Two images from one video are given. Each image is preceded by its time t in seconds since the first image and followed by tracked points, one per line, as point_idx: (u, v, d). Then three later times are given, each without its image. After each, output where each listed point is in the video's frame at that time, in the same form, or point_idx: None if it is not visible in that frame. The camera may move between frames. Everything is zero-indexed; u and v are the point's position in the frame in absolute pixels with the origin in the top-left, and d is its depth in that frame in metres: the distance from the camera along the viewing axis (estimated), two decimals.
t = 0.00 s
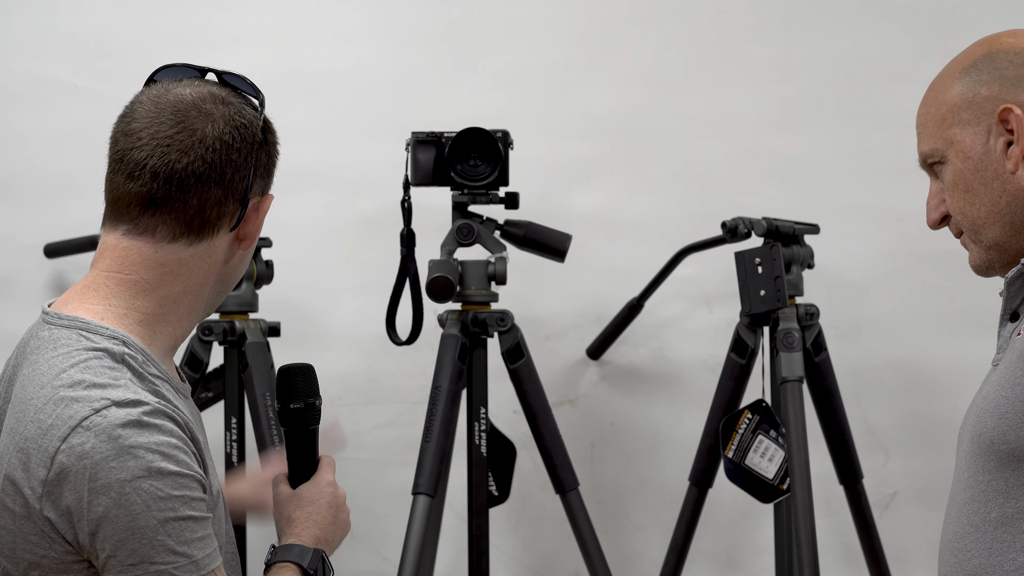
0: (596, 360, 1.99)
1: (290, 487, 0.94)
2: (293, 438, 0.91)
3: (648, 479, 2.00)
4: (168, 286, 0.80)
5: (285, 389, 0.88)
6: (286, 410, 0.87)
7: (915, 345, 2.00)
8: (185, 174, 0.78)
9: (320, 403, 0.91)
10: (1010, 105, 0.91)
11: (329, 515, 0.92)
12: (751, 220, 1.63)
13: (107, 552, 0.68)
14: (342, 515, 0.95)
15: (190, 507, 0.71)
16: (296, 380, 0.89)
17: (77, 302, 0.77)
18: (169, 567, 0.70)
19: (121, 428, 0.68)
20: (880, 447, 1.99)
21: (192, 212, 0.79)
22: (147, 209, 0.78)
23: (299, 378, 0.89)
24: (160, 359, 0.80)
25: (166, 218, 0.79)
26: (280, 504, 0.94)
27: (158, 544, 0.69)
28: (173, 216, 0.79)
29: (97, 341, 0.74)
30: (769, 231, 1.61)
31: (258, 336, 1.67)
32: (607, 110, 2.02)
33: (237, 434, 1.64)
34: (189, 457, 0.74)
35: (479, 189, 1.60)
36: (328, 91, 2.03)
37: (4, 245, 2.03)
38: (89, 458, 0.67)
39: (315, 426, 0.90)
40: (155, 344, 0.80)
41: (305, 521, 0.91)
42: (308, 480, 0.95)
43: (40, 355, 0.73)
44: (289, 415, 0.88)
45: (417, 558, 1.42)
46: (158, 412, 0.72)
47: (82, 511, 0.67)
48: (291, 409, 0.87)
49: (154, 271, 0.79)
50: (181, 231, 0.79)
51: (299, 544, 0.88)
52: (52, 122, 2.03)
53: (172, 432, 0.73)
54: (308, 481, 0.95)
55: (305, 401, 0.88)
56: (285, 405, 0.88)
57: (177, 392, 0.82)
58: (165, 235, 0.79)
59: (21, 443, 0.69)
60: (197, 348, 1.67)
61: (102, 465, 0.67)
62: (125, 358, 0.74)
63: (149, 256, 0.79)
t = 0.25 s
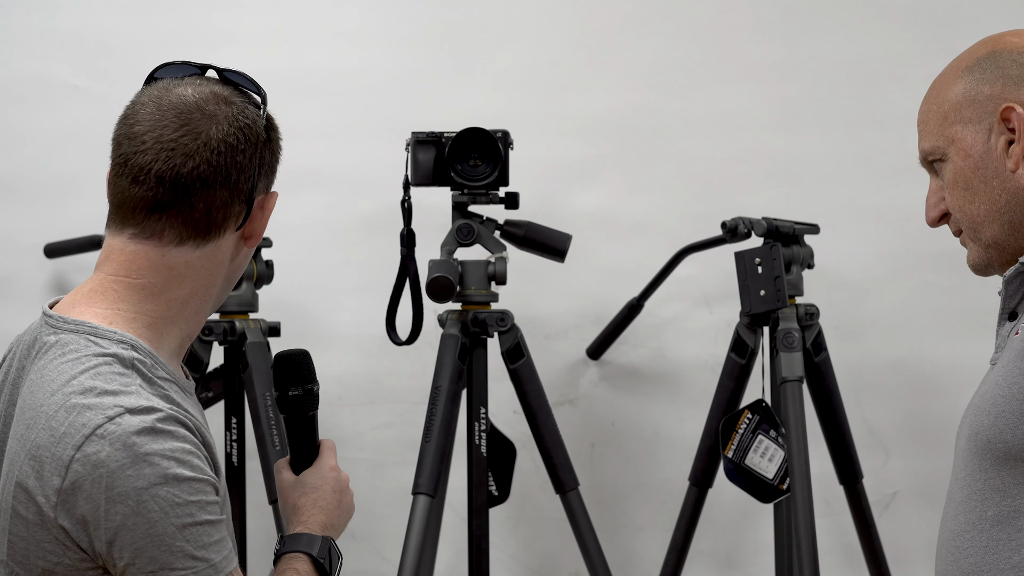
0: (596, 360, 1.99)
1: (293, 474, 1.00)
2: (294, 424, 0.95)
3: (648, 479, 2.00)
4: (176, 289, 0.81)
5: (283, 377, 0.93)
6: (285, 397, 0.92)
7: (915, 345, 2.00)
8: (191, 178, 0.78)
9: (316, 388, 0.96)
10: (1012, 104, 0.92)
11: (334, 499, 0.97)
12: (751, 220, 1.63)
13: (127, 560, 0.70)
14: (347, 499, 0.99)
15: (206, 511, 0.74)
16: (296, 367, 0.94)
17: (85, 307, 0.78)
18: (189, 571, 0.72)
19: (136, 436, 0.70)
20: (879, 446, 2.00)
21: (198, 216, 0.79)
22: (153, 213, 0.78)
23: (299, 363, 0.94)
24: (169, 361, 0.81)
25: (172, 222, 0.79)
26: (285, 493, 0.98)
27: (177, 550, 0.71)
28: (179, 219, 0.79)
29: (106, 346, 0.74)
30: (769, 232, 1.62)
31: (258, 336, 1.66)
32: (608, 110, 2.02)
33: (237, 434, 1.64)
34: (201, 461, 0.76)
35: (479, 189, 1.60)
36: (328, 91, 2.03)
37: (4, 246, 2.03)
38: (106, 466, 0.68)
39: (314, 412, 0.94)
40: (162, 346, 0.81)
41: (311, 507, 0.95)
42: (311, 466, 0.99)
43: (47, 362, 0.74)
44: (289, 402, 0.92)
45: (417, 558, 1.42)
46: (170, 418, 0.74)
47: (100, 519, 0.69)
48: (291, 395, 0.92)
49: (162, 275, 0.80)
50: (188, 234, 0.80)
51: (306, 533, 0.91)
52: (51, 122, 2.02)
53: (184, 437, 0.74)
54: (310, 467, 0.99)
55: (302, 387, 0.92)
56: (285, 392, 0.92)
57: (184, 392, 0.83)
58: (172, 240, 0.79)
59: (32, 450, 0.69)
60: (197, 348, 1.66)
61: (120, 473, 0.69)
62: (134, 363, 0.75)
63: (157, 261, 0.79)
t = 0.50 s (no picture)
0: (596, 360, 1.99)
1: (297, 471, 1.00)
2: (297, 421, 0.94)
3: (648, 479, 2.00)
4: (173, 291, 0.81)
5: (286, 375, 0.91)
6: (289, 395, 0.91)
7: (915, 345, 2.00)
8: (174, 178, 0.78)
9: (320, 386, 0.94)
10: (1012, 99, 0.93)
11: (338, 496, 0.97)
12: (751, 220, 1.63)
13: (140, 568, 0.70)
14: (351, 495, 0.99)
15: (217, 517, 0.75)
16: (297, 366, 0.92)
17: (85, 312, 0.78)
18: None
19: (147, 445, 0.70)
20: (879, 446, 2.00)
21: (184, 216, 0.80)
22: (141, 216, 0.79)
23: (301, 361, 0.93)
24: (172, 362, 0.82)
25: (160, 224, 0.79)
26: (289, 490, 0.98)
27: (190, 557, 0.72)
28: (166, 220, 0.79)
29: (113, 353, 0.75)
30: (769, 231, 1.62)
31: (258, 336, 1.67)
32: (607, 110, 2.02)
33: (237, 434, 1.64)
34: (211, 467, 0.77)
35: (479, 189, 1.60)
36: (328, 91, 2.03)
37: (4, 246, 2.04)
38: (118, 475, 0.69)
39: (318, 409, 0.93)
40: (165, 346, 0.82)
41: (316, 505, 0.95)
42: (315, 463, 0.99)
43: (54, 370, 0.73)
44: (292, 400, 0.91)
45: (417, 558, 1.42)
46: (179, 425, 0.74)
47: (113, 528, 0.69)
48: (294, 393, 0.91)
49: (158, 277, 0.80)
50: (178, 235, 0.80)
51: (313, 532, 0.92)
52: (51, 123, 2.03)
53: (194, 443, 0.75)
54: (314, 464, 0.99)
55: (306, 385, 0.91)
56: (288, 390, 0.91)
57: (190, 395, 0.84)
58: (163, 241, 0.80)
59: (42, 459, 0.70)
60: (197, 348, 1.67)
61: (132, 482, 0.69)
62: (141, 370, 0.75)
63: (150, 263, 0.80)
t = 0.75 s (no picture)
0: (596, 360, 1.99)
1: (299, 472, 1.00)
2: (300, 422, 0.95)
3: (648, 479, 2.00)
4: (176, 292, 0.81)
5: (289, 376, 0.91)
6: (292, 395, 0.91)
7: (915, 344, 2.00)
8: (178, 178, 0.78)
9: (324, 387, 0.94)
10: (1016, 97, 0.94)
11: (340, 497, 0.97)
12: (751, 220, 1.63)
13: (139, 570, 0.71)
14: (353, 496, 0.99)
15: (217, 520, 0.75)
16: (300, 366, 0.93)
17: (86, 313, 0.78)
18: None
19: (147, 448, 0.70)
20: (879, 446, 2.00)
21: (188, 217, 0.80)
22: (145, 217, 0.79)
23: (305, 361, 0.93)
24: (173, 363, 0.82)
25: (166, 225, 0.79)
26: (291, 490, 0.98)
27: (189, 560, 0.72)
28: (169, 222, 0.79)
29: (113, 355, 0.75)
30: (769, 231, 1.62)
31: (258, 336, 1.67)
32: (607, 110, 2.02)
33: (237, 434, 1.64)
34: (211, 470, 0.77)
35: (479, 189, 1.60)
36: (328, 91, 2.03)
37: (3, 246, 2.04)
38: (118, 478, 0.69)
39: (320, 410, 0.94)
40: (168, 348, 0.82)
41: (318, 507, 0.95)
42: (317, 464, 0.99)
43: (54, 371, 0.73)
44: (295, 401, 0.91)
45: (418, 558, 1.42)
46: (180, 428, 0.74)
47: (112, 531, 0.69)
48: (297, 394, 0.91)
49: (160, 279, 0.80)
50: (182, 236, 0.80)
51: (314, 534, 0.92)
52: (51, 123, 2.03)
53: (195, 446, 0.75)
54: (316, 465, 0.99)
55: (309, 386, 0.91)
56: (291, 390, 0.91)
57: (192, 396, 0.84)
58: (166, 242, 0.80)
59: (42, 461, 0.70)
60: (197, 348, 1.67)
61: (132, 485, 0.69)
62: (141, 372, 0.75)
63: (153, 264, 0.80)
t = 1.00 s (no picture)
0: (596, 360, 1.99)
1: (297, 472, 1.00)
2: (297, 422, 0.94)
3: (648, 480, 2.00)
4: (177, 292, 0.81)
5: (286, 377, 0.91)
6: (289, 396, 0.91)
7: (915, 345, 2.00)
8: (185, 177, 0.78)
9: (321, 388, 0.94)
10: None
11: (337, 498, 0.97)
12: (751, 219, 1.63)
13: (141, 570, 0.71)
14: (350, 497, 0.99)
15: (217, 518, 0.75)
16: (298, 366, 0.93)
17: (85, 313, 0.78)
18: None
19: (148, 447, 0.70)
20: (879, 446, 2.00)
21: (194, 216, 0.80)
22: (150, 216, 0.78)
23: (301, 363, 0.93)
24: (174, 363, 0.82)
25: (172, 224, 0.79)
26: (288, 491, 0.98)
27: (190, 559, 0.72)
28: (175, 221, 0.79)
29: (114, 354, 0.74)
30: (770, 231, 1.62)
31: (258, 336, 1.66)
32: (607, 110, 2.02)
33: (237, 434, 1.64)
34: (212, 469, 0.77)
35: (479, 189, 1.60)
36: (328, 91, 2.03)
37: (3, 246, 2.03)
38: (119, 477, 0.69)
39: (317, 411, 0.94)
40: (167, 348, 0.81)
41: (315, 508, 0.95)
42: (314, 465, 0.99)
43: (53, 371, 0.73)
44: (292, 401, 0.91)
45: (418, 558, 1.42)
46: (181, 427, 0.74)
47: (113, 531, 0.69)
48: (294, 395, 0.91)
49: (163, 278, 0.80)
50: (187, 236, 0.80)
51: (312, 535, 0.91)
52: (51, 123, 2.03)
53: (196, 445, 0.75)
54: (314, 465, 0.99)
55: (306, 387, 0.91)
56: (288, 391, 0.91)
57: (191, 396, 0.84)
58: (170, 242, 0.80)
59: (42, 461, 0.69)
60: (198, 348, 1.67)
61: (133, 484, 0.69)
62: (142, 372, 0.75)
63: (156, 263, 0.80)
